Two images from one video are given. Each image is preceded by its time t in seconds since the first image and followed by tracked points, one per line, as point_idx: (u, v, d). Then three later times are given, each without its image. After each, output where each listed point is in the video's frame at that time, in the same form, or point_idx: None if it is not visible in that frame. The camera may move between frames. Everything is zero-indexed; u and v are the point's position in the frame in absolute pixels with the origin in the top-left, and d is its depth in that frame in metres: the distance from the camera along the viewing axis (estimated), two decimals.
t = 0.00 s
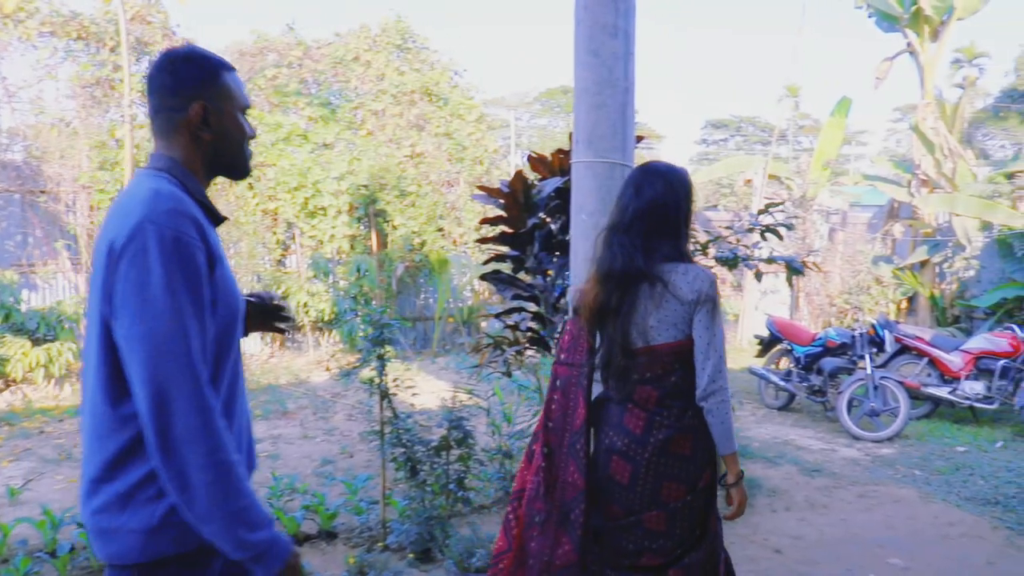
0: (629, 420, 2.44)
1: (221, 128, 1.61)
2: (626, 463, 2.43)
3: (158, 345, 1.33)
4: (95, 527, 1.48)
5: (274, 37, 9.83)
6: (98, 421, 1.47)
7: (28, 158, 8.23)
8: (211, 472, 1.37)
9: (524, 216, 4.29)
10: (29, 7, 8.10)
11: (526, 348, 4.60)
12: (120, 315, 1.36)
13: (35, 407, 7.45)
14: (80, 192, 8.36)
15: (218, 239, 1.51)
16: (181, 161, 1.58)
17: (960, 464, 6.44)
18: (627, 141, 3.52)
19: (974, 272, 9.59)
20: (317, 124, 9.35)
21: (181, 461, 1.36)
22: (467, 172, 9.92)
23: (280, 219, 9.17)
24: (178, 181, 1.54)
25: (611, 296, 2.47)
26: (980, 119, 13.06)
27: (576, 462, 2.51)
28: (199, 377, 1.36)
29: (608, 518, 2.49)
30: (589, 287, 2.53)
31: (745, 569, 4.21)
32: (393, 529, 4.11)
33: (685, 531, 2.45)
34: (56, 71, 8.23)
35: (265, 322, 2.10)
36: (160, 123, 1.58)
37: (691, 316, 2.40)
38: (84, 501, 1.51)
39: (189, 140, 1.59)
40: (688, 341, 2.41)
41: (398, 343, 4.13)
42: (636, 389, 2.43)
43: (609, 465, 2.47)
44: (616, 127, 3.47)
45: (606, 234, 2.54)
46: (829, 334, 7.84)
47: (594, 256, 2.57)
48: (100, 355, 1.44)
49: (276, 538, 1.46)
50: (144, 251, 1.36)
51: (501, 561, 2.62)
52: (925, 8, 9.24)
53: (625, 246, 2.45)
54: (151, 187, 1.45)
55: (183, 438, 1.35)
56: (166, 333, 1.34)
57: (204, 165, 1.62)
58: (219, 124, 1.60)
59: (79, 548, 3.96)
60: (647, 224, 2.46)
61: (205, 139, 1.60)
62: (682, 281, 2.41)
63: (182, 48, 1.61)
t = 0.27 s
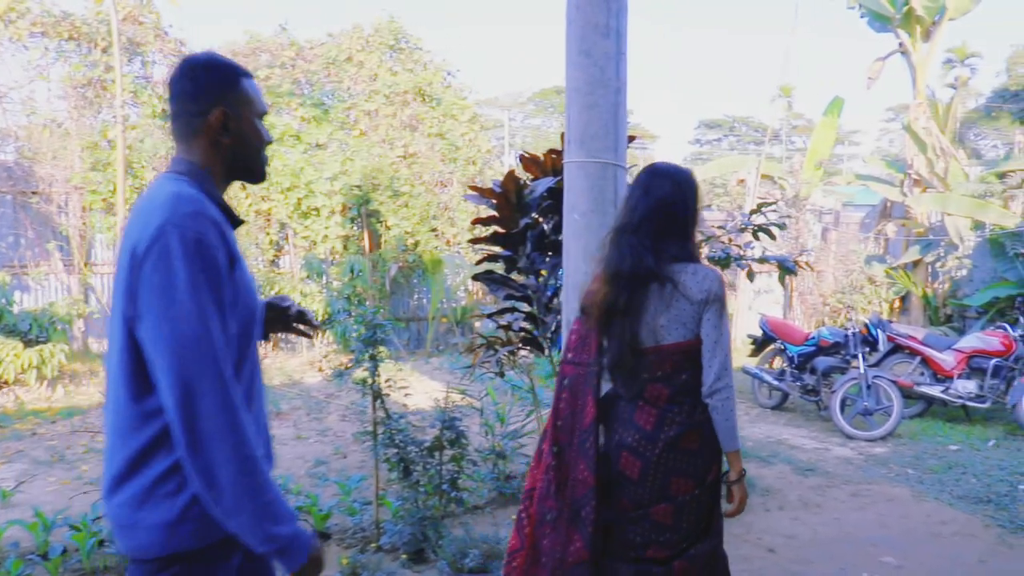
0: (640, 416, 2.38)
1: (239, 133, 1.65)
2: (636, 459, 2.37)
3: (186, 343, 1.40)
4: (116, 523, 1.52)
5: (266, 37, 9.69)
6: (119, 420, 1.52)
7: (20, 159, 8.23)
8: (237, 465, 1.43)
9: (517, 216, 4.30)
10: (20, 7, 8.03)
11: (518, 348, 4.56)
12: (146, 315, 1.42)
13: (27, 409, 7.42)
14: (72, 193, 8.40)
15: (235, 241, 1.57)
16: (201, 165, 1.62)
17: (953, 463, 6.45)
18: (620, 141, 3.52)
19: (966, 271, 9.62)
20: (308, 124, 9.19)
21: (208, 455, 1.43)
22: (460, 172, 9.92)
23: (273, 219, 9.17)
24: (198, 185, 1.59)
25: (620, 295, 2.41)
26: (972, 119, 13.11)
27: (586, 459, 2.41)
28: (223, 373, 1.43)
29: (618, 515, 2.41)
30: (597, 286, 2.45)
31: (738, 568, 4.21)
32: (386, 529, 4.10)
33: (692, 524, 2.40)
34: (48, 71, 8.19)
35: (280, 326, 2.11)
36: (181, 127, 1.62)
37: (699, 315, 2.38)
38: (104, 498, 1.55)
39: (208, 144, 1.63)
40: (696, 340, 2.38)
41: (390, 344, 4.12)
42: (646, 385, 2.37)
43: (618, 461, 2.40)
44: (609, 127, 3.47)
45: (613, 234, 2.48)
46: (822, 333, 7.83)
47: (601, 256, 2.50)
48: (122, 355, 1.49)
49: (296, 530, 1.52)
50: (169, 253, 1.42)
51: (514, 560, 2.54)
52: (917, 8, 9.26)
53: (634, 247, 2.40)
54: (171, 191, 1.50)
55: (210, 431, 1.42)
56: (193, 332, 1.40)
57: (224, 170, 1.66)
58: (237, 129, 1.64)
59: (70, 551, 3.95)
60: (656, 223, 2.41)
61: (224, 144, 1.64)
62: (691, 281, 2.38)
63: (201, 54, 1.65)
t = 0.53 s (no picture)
0: (650, 409, 2.36)
1: (262, 134, 1.65)
2: (647, 450, 2.35)
3: (213, 334, 1.41)
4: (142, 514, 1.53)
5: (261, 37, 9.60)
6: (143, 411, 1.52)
7: (13, 158, 8.24)
8: (260, 456, 1.44)
9: (510, 216, 4.30)
10: (13, 6, 8.01)
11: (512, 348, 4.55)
12: (173, 306, 1.43)
13: (20, 409, 7.40)
14: (66, 192, 8.41)
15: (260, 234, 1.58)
16: (224, 163, 1.62)
17: (946, 463, 6.47)
18: (613, 141, 3.52)
19: (959, 272, 9.63)
20: (303, 124, 9.13)
21: (233, 446, 1.43)
22: (455, 172, 9.92)
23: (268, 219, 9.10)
24: (223, 182, 1.59)
25: (633, 292, 2.38)
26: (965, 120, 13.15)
27: (598, 449, 2.38)
28: (249, 364, 1.43)
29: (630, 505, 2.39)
30: (609, 282, 2.42)
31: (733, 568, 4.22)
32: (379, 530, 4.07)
33: (702, 514, 2.38)
34: (41, 70, 8.14)
35: (306, 317, 2.12)
36: (205, 127, 1.63)
37: (709, 310, 2.37)
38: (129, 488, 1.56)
39: (231, 143, 1.63)
40: (705, 334, 2.37)
41: (384, 344, 4.11)
42: (656, 377, 2.35)
43: (629, 452, 2.37)
44: (602, 126, 3.48)
45: (624, 231, 2.45)
46: (816, 334, 7.85)
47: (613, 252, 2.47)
48: (146, 346, 1.49)
49: (316, 520, 1.53)
50: (196, 246, 1.43)
51: (528, 551, 2.51)
52: (910, 10, 9.28)
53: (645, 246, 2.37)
54: (198, 185, 1.51)
55: (235, 421, 1.43)
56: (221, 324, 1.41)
57: (245, 170, 1.66)
58: (260, 129, 1.65)
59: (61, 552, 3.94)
60: (666, 222, 2.38)
61: (248, 144, 1.64)
62: (701, 278, 2.36)
63: (226, 57, 1.66)
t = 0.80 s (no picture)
0: (661, 402, 2.36)
1: (281, 133, 1.72)
2: (659, 443, 2.35)
3: (241, 325, 1.47)
4: (172, 498, 1.60)
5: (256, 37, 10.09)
6: (174, 399, 1.59)
7: (9, 158, 8.06)
8: (284, 443, 1.50)
9: (505, 216, 4.31)
10: (9, 7, 8.09)
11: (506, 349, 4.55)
12: (203, 298, 1.50)
13: (14, 409, 7.40)
14: (61, 193, 8.27)
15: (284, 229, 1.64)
16: (246, 160, 1.68)
17: (940, 461, 6.49)
18: (608, 140, 3.53)
19: (953, 271, 9.66)
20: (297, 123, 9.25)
21: (259, 433, 1.49)
22: (450, 173, 9.93)
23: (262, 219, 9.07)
24: (247, 178, 1.66)
25: (645, 288, 2.37)
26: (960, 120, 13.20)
27: (612, 442, 2.38)
28: (275, 352, 1.49)
29: (642, 497, 2.39)
30: (623, 278, 2.43)
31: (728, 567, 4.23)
32: (374, 530, 4.11)
33: (713, 506, 2.39)
34: (36, 71, 8.12)
35: (329, 311, 2.13)
36: (228, 126, 1.70)
37: (719, 306, 2.37)
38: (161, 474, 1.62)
39: (253, 141, 1.69)
40: (716, 330, 2.37)
41: (379, 344, 4.11)
42: (668, 371, 2.36)
43: (640, 445, 2.38)
44: (597, 126, 3.49)
45: (636, 228, 2.47)
46: (810, 333, 7.84)
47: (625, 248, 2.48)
48: (177, 336, 1.56)
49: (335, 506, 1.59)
50: (226, 239, 1.50)
51: (538, 542, 2.52)
52: (904, 10, 9.32)
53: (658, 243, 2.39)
54: (226, 182, 1.58)
55: (262, 408, 1.49)
56: (249, 316, 1.48)
57: (266, 167, 1.73)
58: (280, 127, 1.72)
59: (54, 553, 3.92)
60: (678, 218, 2.40)
61: (268, 141, 1.71)
62: (711, 273, 2.37)
63: (246, 58, 1.73)
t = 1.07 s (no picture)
0: (667, 400, 2.40)
1: (296, 132, 1.75)
2: (666, 440, 2.40)
3: (261, 321, 1.50)
4: (193, 489, 1.63)
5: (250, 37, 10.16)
6: (194, 392, 1.61)
7: None
8: (304, 435, 1.54)
9: (498, 217, 4.30)
10: None
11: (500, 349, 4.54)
12: (223, 293, 1.52)
13: (6, 410, 7.36)
14: (53, 193, 8.29)
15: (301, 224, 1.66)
16: (263, 157, 1.70)
17: (933, 460, 6.51)
18: (601, 140, 3.53)
19: (946, 270, 9.66)
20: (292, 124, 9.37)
21: (279, 426, 1.53)
22: (444, 172, 9.91)
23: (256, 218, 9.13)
24: (263, 175, 1.68)
25: (657, 287, 2.40)
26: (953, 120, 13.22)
27: (622, 439, 2.42)
28: (295, 347, 1.53)
29: (652, 493, 2.44)
30: (632, 277, 2.44)
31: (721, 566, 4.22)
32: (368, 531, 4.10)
33: (721, 503, 2.44)
34: (27, 70, 8.04)
35: (349, 298, 2.20)
36: (242, 123, 1.72)
37: (728, 305, 2.40)
38: (181, 466, 1.66)
39: (268, 139, 1.71)
40: (725, 328, 2.41)
41: (372, 344, 4.11)
42: (676, 369, 2.39)
43: (649, 442, 2.42)
44: (589, 125, 3.48)
45: (645, 227, 2.47)
46: (804, 333, 7.89)
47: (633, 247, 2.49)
48: (199, 331, 1.58)
49: (351, 497, 1.63)
50: (246, 235, 1.52)
51: (549, 539, 2.54)
52: (897, 11, 9.33)
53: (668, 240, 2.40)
54: (243, 178, 1.60)
55: (282, 401, 1.52)
56: (269, 311, 1.50)
57: (283, 163, 1.75)
58: (295, 126, 1.74)
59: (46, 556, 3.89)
60: (687, 217, 2.41)
61: (283, 139, 1.73)
62: (720, 272, 2.40)
63: (262, 57, 1.75)
